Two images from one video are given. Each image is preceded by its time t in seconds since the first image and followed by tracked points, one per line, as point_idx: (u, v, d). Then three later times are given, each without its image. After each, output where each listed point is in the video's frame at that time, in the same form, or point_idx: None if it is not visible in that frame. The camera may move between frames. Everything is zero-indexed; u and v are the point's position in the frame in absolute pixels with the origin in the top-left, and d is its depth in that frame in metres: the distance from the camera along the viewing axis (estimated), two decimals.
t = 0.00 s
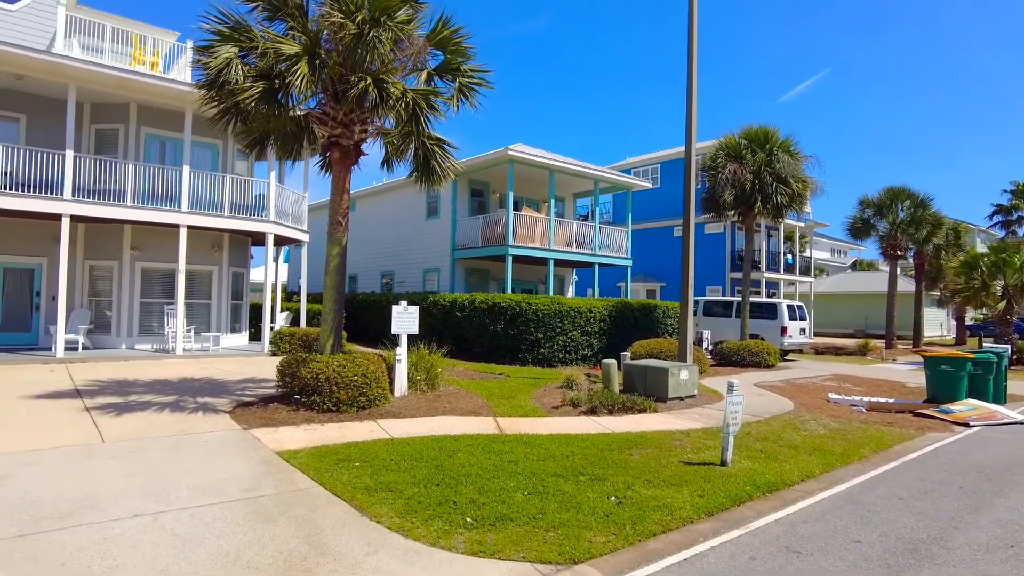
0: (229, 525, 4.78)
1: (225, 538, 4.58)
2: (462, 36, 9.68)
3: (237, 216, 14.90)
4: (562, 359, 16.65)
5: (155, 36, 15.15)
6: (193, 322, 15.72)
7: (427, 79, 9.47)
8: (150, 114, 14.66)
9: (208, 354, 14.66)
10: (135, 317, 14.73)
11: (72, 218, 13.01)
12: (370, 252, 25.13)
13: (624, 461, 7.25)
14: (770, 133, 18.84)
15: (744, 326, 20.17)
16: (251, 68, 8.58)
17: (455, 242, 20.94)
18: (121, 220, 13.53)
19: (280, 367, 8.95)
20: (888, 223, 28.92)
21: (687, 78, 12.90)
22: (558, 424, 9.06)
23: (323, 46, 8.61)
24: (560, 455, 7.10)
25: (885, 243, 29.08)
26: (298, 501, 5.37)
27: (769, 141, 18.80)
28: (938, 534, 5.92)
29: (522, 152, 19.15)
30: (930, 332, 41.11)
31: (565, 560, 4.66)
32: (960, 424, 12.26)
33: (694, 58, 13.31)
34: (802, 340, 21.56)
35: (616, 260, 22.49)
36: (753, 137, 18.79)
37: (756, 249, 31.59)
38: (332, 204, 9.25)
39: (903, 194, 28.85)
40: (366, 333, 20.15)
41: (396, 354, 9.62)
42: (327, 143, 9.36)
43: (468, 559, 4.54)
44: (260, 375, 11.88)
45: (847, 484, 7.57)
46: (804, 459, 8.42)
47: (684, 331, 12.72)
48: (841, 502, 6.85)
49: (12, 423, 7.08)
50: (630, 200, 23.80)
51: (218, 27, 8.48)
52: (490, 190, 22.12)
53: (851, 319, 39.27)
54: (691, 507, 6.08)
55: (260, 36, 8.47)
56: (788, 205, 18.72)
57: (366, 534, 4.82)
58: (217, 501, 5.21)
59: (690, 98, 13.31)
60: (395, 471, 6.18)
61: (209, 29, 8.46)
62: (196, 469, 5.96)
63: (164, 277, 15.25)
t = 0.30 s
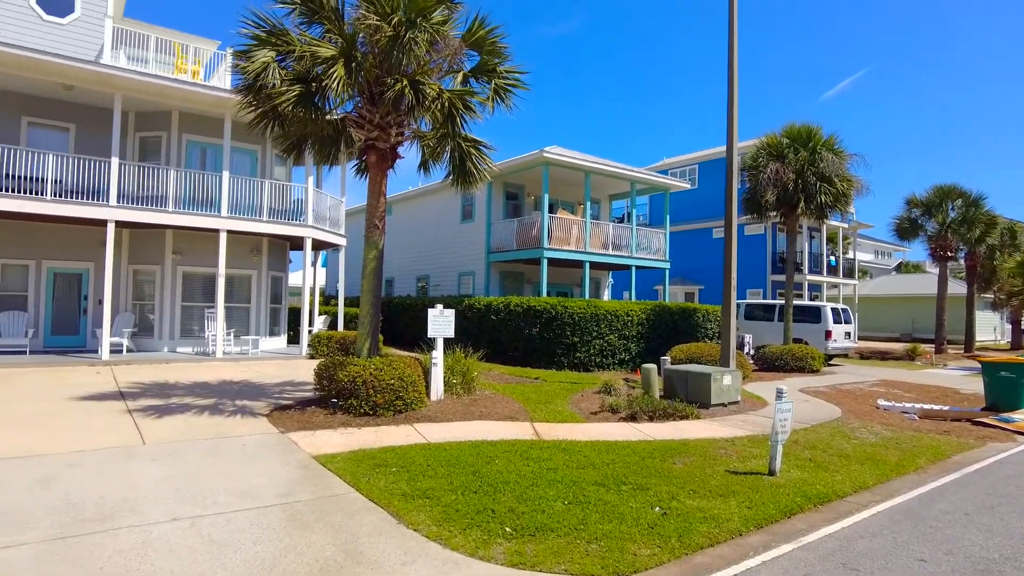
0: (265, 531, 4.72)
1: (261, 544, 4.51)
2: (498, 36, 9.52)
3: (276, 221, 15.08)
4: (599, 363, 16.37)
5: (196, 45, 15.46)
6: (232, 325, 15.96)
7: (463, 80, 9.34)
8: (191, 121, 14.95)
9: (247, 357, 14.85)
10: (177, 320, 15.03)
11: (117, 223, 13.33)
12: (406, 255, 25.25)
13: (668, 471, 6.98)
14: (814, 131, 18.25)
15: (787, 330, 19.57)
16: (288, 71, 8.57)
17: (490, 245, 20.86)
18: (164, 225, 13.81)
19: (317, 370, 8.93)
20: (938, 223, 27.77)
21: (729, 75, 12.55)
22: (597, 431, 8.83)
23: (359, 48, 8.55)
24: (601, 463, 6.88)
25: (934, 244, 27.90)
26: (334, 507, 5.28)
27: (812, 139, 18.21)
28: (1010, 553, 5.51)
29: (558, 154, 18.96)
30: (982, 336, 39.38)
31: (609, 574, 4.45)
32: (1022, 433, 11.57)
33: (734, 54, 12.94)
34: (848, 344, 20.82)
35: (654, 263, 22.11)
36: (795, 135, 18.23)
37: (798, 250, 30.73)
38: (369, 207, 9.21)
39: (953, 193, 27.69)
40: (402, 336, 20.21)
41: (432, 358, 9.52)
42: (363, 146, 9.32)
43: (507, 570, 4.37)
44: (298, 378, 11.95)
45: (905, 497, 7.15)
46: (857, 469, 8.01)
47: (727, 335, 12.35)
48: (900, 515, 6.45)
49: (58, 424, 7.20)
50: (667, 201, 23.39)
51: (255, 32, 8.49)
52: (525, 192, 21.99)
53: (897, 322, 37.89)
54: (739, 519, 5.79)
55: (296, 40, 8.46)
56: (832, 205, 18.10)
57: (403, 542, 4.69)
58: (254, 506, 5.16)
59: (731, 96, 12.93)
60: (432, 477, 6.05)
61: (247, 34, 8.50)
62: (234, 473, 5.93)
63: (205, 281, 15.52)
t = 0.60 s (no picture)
0: (298, 542, 4.58)
1: (294, 556, 4.37)
2: (533, 35, 9.28)
3: (310, 225, 15.15)
4: (635, 368, 16.03)
5: (232, 51, 15.66)
6: (268, 329, 16.09)
7: (498, 80, 9.14)
8: (227, 126, 15.14)
9: (282, 360, 14.92)
10: (213, 324, 15.20)
11: (156, 228, 13.53)
12: (438, 259, 25.24)
13: (713, 484, 6.66)
14: (857, 129, 17.61)
15: (830, 334, 18.92)
16: (321, 74, 8.47)
17: (522, 248, 20.67)
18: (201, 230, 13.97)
19: (351, 375, 8.84)
20: (988, 224, 26.63)
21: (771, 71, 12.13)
22: (636, 440, 8.54)
23: (393, 50, 8.42)
24: (642, 476, 6.60)
25: (984, 246, 26.70)
26: (369, 517, 5.13)
27: (855, 138, 17.58)
28: None
29: (592, 155, 18.69)
30: None
31: None
32: None
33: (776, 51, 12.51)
34: (893, 349, 20.03)
35: (690, 265, 21.65)
36: (837, 134, 17.62)
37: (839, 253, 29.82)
38: (404, 211, 9.08)
39: (1004, 192, 26.41)
40: (435, 340, 20.15)
41: (466, 362, 9.35)
42: (397, 149, 9.22)
43: None
44: (332, 382, 11.93)
45: (969, 513, 6.70)
46: (914, 483, 7.56)
47: (770, 341, 11.92)
48: (966, 534, 6.03)
49: (95, 427, 7.23)
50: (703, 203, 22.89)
51: (289, 35, 8.43)
52: (558, 195, 21.76)
53: (942, 325, 36.47)
54: (791, 536, 5.47)
55: (329, 42, 8.34)
56: (877, 205, 17.43)
57: (440, 557, 4.50)
58: (288, 516, 5.04)
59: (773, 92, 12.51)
60: (468, 487, 5.86)
61: (281, 37, 8.44)
62: (267, 481, 5.84)
63: (241, 285, 15.68)
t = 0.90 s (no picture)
0: (326, 554, 4.46)
1: (322, 568, 4.25)
2: (564, 34, 9.07)
3: (341, 230, 15.20)
4: (669, 374, 15.69)
5: (264, 58, 15.83)
6: (299, 333, 16.18)
7: (529, 81, 8.95)
8: (259, 133, 15.30)
9: (314, 365, 14.97)
10: (246, 329, 15.34)
11: (190, 234, 13.71)
12: (468, 263, 25.18)
13: (756, 496, 6.35)
14: (899, 126, 16.96)
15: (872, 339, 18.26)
16: (351, 77, 8.40)
17: (553, 252, 20.46)
18: (234, 235, 14.12)
19: (381, 380, 8.74)
20: None
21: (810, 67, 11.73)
22: (672, 449, 8.24)
23: (422, 52, 8.30)
24: (681, 489, 6.34)
25: None
26: (398, 528, 5.00)
27: (897, 135, 16.93)
28: None
29: (623, 157, 18.42)
30: None
31: None
32: None
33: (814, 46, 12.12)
34: (939, 354, 19.24)
35: (724, 268, 21.17)
36: (878, 132, 17.00)
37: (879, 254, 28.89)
38: (433, 214, 8.97)
39: None
40: (465, 345, 20.05)
41: (497, 368, 9.17)
42: (427, 152, 9.10)
43: None
44: (363, 387, 11.89)
45: None
46: (972, 497, 7.12)
47: (811, 346, 11.49)
48: None
49: (128, 432, 7.25)
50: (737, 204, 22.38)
51: (318, 39, 8.39)
52: (589, 198, 21.51)
53: (989, 329, 35.06)
54: (843, 553, 5.15)
55: (359, 45, 8.27)
56: (921, 204, 16.77)
57: (471, 571, 4.33)
58: (317, 526, 4.93)
59: (812, 89, 12.09)
60: (501, 498, 5.69)
61: (311, 41, 8.40)
62: (297, 489, 5.74)
63: (273, 290, 15.80)
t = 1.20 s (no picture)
0: (348, 565, 4.33)
1: None
2: (589, 31, 8.84)
3: (368, 234, 15.23)
4: (700, 378, 15.32)
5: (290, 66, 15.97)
6: (327, 338, 16.24)
7: (554, 80, 8.76)
8: (287, 140, 15.43)
9: (341, 370, 14.99)
10: (274, 334, 15.44)
11: (218, 240, 13.85)
12: (494, 268, 25.09)
13: (795, 507, 6.05)
14: (938, 121, 16.28)
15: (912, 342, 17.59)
16: (374, 80, 8.33)
17: (580, 255, 20.23)
18: (262, 241, 14.24)
19: (407, 385, 8.63)
20: None
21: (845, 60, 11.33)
22: (705, 456, 7.95)
23: (446, 53, 8.17)
24: (716, 499, 6.07)
25: None
26: (422, 538, 4.85)
27: (936, 131, 16.24)
28: None
29: (651, 157, 18.13)
30: None
31: None
32: None
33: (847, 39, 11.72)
34: (984, 357, 18.47)
35: (756, 270, 20.68)
36: (916, 127, 16.34)
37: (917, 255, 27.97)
38: (458, 217, 8.82)
39: None
40: (492, 349, 19.92)
41: (523, 373, 8.99)
42: (451, 154, 8.96)
43: None
44: (389, 391, 11.83)
45: None
46: None
47: (849, 350, 11.06)
48: None
49: (156, 437, 7.26)
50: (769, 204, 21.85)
51: (341, 42, 8.35)
52: (616, 200, 21.23)
53: None
54: (892, 568, 4.84)
55: (382, 47, 8.20)
56: (963, 201, 16.10)
57: None
58: (339, 535, 4.82)
59: (847, 82, 11.67)
60: (528, 507, 5.51)
61: (334, 45, 8.35)
62: (320, 496, 5.65)
63: (301, 295, 15.89)
